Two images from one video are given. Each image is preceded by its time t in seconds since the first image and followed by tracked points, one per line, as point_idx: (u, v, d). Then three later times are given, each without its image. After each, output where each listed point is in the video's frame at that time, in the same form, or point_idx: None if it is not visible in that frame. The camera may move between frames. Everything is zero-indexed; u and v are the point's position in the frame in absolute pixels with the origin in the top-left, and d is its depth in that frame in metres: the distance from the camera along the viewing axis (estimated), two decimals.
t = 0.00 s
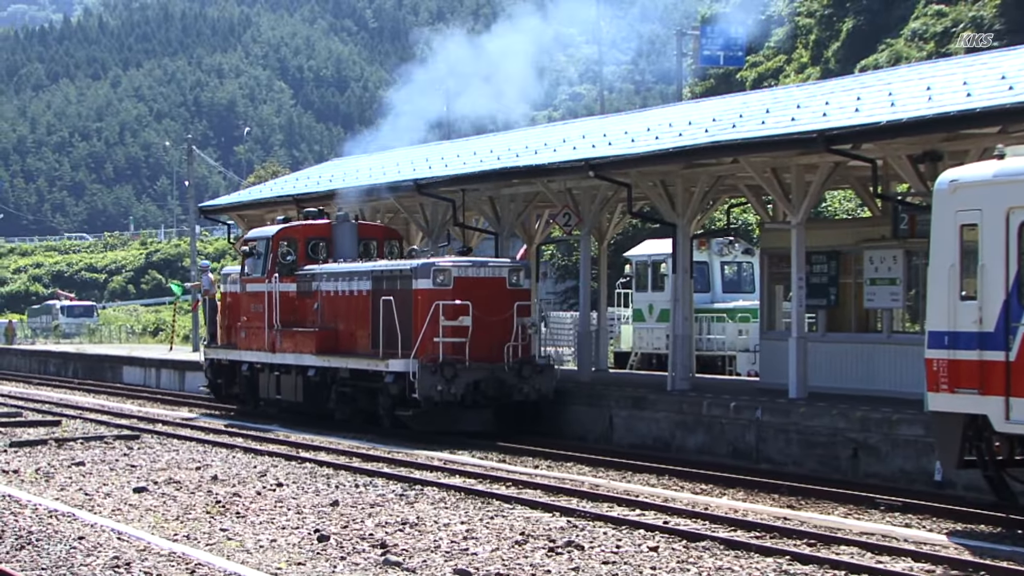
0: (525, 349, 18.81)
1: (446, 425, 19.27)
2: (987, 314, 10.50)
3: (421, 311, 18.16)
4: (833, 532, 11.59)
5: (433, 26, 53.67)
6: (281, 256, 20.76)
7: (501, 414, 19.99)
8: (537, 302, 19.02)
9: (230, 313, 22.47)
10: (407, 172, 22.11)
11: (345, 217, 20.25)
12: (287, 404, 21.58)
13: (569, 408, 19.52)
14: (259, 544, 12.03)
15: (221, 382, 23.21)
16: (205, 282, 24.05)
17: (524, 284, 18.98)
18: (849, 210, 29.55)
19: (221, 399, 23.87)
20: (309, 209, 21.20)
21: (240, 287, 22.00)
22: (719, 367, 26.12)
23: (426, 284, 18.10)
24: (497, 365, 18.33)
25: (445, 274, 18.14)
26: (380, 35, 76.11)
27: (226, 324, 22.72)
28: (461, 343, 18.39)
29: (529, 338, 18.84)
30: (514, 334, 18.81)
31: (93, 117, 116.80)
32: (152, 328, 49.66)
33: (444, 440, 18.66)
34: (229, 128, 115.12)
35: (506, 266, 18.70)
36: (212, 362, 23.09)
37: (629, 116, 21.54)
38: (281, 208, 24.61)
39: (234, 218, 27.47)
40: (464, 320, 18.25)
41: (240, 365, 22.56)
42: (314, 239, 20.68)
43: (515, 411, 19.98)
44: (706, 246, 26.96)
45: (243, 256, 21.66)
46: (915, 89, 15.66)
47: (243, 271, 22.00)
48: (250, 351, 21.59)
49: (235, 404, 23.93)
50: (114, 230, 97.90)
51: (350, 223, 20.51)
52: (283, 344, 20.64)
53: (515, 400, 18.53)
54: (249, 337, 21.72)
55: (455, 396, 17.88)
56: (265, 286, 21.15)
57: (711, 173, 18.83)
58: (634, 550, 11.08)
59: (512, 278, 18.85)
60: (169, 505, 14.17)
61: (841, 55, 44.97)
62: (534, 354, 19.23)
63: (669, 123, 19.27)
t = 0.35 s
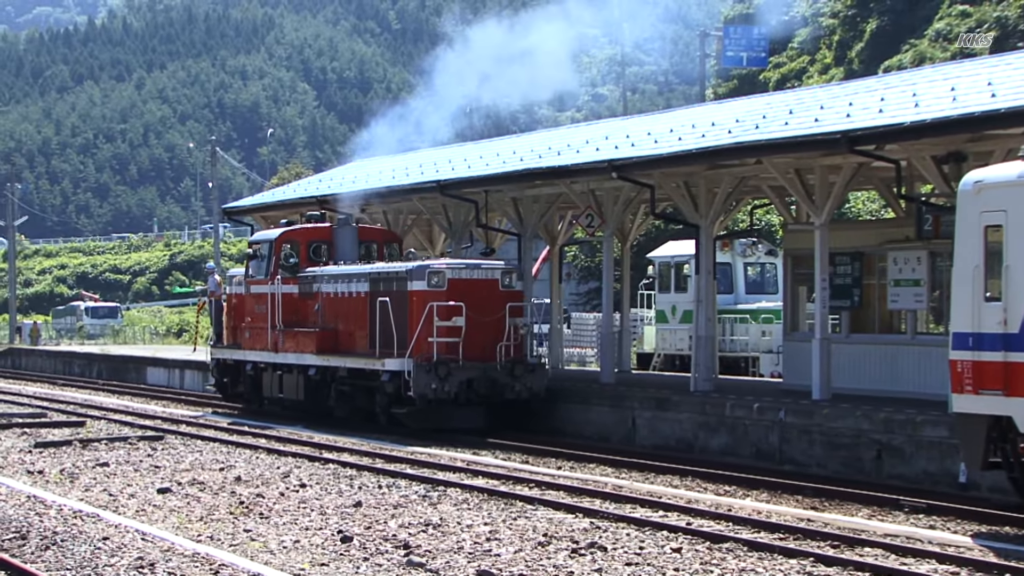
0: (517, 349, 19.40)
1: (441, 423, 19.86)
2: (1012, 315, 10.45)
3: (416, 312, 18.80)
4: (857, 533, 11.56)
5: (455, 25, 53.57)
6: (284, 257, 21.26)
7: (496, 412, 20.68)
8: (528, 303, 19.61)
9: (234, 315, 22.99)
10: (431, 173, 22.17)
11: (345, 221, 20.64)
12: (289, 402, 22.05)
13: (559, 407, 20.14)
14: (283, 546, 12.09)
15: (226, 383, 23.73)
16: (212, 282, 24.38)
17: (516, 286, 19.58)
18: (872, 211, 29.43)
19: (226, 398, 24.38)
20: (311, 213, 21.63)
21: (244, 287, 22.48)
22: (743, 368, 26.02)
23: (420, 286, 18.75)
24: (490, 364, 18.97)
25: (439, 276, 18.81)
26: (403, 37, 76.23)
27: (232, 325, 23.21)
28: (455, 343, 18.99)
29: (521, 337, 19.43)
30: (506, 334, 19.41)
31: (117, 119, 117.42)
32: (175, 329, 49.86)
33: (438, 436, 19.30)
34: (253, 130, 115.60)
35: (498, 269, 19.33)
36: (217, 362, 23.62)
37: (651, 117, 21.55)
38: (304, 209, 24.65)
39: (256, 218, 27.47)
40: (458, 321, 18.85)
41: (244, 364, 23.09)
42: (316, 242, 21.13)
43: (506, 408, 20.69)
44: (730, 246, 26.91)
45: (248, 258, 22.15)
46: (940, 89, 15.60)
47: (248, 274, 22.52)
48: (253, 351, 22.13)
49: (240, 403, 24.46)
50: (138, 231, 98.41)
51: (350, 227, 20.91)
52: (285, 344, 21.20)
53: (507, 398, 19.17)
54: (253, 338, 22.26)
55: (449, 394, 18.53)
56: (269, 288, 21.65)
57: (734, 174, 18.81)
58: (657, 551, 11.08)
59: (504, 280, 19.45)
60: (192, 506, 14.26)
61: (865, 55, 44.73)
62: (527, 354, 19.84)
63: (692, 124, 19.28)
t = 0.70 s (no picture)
0: (512, 350, 19.66)
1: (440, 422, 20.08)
2: None
3: (413, 314, 19.10)
4: (883, 536, 11.52)
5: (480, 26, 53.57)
6: (289, 261, 21.74)
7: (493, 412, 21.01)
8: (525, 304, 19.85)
9: (242, 316, 23.31)
10: (455, 176, 22.21)
11: (350, 226, 21.19)
12: (294, 403, 22.32)
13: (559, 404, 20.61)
14: (309, 547, 12.17)
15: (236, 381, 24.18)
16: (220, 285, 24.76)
17: (512, 288, 19.81)
18: (899, 213, 29.32)
19: (235, 395, 24.83)
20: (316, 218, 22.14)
21: (250, 291, 22.87)
22: (769, 370, 25.91)
23: (418, 288, 19.04)
24: (485, 365, 19.22)
25: (436, 279, 19.10)
26: (429, 38, 76.32)
27: (240, 327, 23.54)
28: (451, 344, 19.27)
29: (516, 338, 19.67)
30: (502, 334, 19.65)
31: (144, 122, 118.13)
32: (202, 331, 50.14)
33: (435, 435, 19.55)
34: (279, 132, 116.12)
35: (494, 272, 19.53)
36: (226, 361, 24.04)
37: (677, 119, 21.52)
38: (332, 212, 24.69)
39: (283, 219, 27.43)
40: (454, 322, 19.13)
41: (252, 365, 23.54)
42: (320, 246, 21.64)
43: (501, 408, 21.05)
44: (755, 248, 26.88)
45: (255, 262, 22.59)
46: (965, 91, 15.55)
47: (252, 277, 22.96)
48: (259, 352, 22.52)
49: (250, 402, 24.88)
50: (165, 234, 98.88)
51: (354, 230, 21.44)
52: (289, 345, 21.55)
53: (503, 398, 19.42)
54: (259, 339, 22.62)
55: (446, 393, 18.79)
56: (273, 291, 22.02)
57: (760, 175, 18.76)
58: (682, 554, 11.08)
59: (501, 283, 19.70)
60: (219, 508, 14.37)
61: (892, 56, 44.51)
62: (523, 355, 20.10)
63: (719, 126, 19.23)
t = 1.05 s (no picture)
0: (509, 352, 20.50)
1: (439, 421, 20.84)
2: None
3: (414, 317, 19.88)
4: (913, 540, 11.47)
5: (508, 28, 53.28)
6: (297, 265, 22.48)
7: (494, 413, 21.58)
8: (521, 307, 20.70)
9: (252, 318, 23.89)
10: (483, 179, 22.26)
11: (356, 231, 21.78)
12: (301, 403, 22.97)
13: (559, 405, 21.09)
14: (337, 550, 12.23)
15: (246, 385, 24.73)
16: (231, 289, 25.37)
17: (509, 292, 20.65)
18: (929, 216, 29.12)
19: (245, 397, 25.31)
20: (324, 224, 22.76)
21: (259, 294, 23.55)
22: (798, 373, 25.81)
23: (419, 292, 19.82)
24: (483, 366, 20.03)
25: (436, 283, 19.85)
26: (456, 40, 76.27)
27: (250, 329, 24.12)
28: (450, 346, 20.08)
29: (513, 340, 20.54)
30: (499, 337, 20.49)
31: (173, 125, 118.62)
32: (230, 334, 50.35)
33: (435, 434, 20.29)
34: (307, 136, 116.47)
35: (492, 276, 20.37)
36: (236, 364, 24.50)
37: (706, 122, 21.48)
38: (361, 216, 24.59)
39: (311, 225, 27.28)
40: (453, 325, 19.92)
41: (261, 367, 24.11)
42: (327, 250, 22.28)
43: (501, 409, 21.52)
44: (784, 252, 26.77)
45: (264, 266, 23.30)
46: (995, 94, 15.46)
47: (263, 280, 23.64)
48: (268, 354, 23.17)
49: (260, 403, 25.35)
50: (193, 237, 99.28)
51: (360, 235, 22.05)
52: (296, 346, 22.22)
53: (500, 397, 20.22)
54: (269, 341, 23.25)
55: (445, 393, 19.57)
56: (281, 294, 22.74)
57: (788, 178, 18.71)
58: (710, 558, 11.07)
59: (498, 286, 20.52)
60: (246, 510, 14.49)
61: (921, 59, 44.14)
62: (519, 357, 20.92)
63: (747, 129, 19.17)
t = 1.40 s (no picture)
0: (508, 352, 20.93)
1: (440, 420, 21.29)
2: None
3: (415, 318, 20.30)
4: (943, 543, 11.42)
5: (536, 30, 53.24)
6: (306, 269, 22.85)
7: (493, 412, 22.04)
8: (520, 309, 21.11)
9: (262, 320, 24.20)
10: (510, 181, 22.32)
11: (363, 235, 22.30)
12: (310, 402, 23.43)
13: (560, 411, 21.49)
14: (365, 552, 12.30)
15: (258, 383, 25.16)
16: (242, 291, 25.70)
17: (508, 294, 21.05)
18: (958, 217, 28.95)
19: (256, 396, 25.73)
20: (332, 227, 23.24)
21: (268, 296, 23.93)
22: (827, 375, 25.68)
23: (420, 294, 20.24)
24: (482, 366, 20.45)
25: (436, 285, 20.27)
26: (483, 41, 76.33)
27: (260, 331, 24.46)
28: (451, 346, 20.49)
29: (512, 341, 20.96)
30: (498, 338, 20.91)
31: (201, 128, 119.10)
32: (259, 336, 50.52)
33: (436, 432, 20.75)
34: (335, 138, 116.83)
35: (491, 279, 20.80)
36: (248, 363, 24.91)
37: (734, 123, 21.44)
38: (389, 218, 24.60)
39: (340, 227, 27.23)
40: (453, 326, 20.33)
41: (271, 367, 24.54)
42: (336, 254, 22.77)
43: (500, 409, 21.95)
44: (812, 254, 26.70)
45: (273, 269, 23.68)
46: None
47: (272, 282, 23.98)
48: (277, 354, 23.55)
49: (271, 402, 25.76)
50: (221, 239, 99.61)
51: (366, 239, 22.54)
52: (304, 347, 22.64)
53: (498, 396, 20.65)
54: (278, 342, 23.59)
55: (445, 392, 20.02)
56: (291, 296, 23.05)
57: (817, 180, 18.66)
58: (739, 560, 11.06)
59: (497, 289, 20.93)
60: (275, 512, 14.58)
61: (950, 60, 43.78)
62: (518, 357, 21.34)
63: (776, 130, 19.11)
